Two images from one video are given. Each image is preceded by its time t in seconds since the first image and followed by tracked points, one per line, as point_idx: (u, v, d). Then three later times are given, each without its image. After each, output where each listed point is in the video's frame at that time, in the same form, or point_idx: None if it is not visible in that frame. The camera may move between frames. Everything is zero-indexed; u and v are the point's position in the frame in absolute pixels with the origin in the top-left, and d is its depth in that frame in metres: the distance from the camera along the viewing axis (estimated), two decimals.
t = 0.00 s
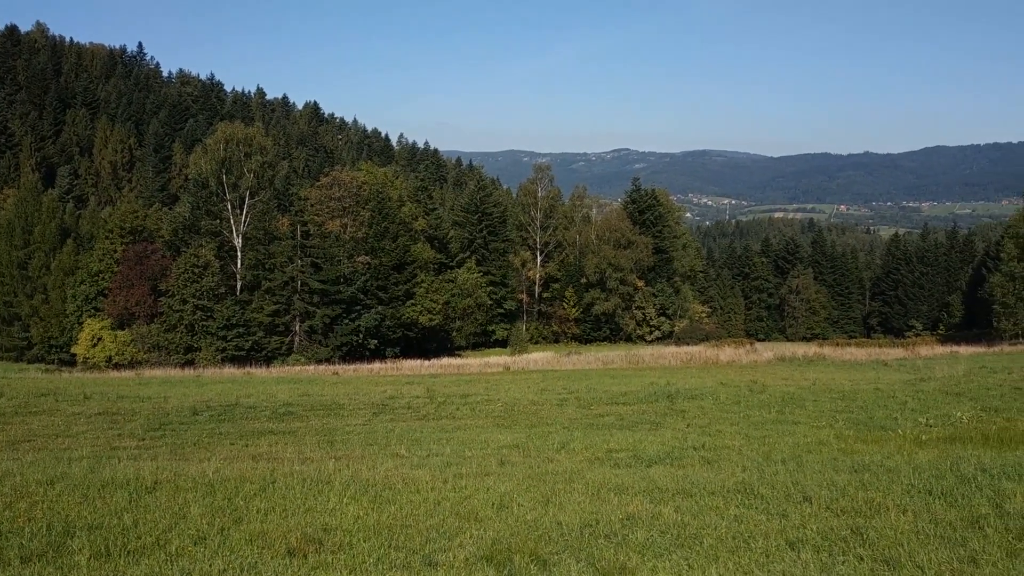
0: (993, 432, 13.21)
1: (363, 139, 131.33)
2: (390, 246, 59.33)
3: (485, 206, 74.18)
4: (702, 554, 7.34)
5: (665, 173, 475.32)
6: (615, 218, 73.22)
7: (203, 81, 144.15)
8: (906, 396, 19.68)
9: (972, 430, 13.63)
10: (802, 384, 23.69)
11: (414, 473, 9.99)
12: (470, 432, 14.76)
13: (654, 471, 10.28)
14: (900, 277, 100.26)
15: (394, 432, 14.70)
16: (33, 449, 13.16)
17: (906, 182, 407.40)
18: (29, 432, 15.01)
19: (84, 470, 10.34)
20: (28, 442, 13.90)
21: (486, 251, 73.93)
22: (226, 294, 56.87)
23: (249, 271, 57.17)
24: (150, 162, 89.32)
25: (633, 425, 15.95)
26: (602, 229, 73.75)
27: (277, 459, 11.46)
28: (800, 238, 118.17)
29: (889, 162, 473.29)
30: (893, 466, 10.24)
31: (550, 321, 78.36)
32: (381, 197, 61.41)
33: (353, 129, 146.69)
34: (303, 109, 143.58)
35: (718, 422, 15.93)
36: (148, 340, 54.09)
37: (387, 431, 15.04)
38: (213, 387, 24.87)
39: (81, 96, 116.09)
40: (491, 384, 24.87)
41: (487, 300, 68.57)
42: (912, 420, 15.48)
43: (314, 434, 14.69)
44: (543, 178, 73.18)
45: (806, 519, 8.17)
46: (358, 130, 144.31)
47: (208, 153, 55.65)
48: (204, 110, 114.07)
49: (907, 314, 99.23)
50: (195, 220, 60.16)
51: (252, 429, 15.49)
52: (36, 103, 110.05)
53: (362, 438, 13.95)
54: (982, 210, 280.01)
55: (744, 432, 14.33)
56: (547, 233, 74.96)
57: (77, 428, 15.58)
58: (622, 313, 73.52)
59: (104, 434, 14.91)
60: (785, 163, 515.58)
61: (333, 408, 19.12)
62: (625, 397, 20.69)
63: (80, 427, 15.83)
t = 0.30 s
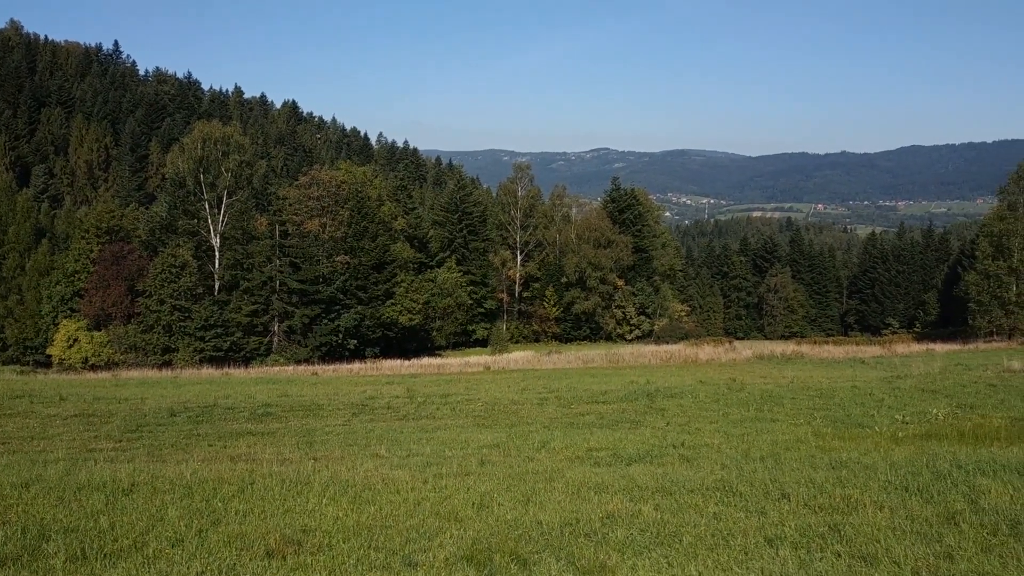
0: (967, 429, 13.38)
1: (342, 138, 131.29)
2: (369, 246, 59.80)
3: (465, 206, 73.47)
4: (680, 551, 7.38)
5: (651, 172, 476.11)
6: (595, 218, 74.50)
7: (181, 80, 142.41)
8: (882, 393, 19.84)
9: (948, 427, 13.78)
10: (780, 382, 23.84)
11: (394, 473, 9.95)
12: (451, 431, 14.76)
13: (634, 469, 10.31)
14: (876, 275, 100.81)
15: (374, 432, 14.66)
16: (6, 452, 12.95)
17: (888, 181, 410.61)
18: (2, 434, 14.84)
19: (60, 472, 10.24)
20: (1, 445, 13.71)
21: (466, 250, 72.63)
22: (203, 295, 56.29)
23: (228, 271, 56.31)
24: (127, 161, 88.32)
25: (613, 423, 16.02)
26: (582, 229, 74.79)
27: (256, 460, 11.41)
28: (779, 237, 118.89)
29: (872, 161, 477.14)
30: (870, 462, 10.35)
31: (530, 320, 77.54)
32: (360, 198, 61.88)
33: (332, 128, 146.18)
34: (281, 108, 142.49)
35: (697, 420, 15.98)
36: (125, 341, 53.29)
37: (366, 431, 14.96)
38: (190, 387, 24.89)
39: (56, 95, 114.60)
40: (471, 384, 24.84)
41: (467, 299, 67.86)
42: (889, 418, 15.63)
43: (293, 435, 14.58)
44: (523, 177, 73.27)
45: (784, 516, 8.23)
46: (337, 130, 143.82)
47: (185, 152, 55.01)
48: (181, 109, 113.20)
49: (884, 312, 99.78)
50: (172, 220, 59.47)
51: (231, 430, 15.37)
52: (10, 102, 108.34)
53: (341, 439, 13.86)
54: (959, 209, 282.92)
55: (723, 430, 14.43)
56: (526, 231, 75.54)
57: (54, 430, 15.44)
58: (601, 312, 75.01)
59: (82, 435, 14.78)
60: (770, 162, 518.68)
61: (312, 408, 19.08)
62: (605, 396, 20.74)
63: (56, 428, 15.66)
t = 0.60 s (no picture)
0: (943, 426, 13.55)
1: (321, 137, 131.12)
2: (349, 245, 59.02)
3: (446, 205, 73.83)
4: (661, 549, 7.40)
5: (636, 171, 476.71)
6: (575, 217, 74.64)
7: (159, 78, 140.55)
8: (859, 391, 20.00)
9: (924, 423, 13.95)
10: (760, 380, 24.04)
11: (373, 473, 9.92)
12: (431, 431, 14.74)
13: (614, 468, 10.34)
14: (853, 273, 101.39)
15: (354, 432, 14.61)
16: None
17: (871, 180, 413.94)
18: None
19: (35, 474, 10.14)
20: None
21: (446, 249, 73.70)
22: (181, 295, 55.39)
23: (206, 271, 55.32)
24: (103, 160, 87.27)
25: (594, 421, 16.06)
26: (562, 228, 74.83)
27: (235, 460, 11.34)
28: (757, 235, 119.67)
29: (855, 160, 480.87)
30: (847, 459, 10.43)
31: (511, 320, 77.42)
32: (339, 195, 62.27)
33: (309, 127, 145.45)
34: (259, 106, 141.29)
35: (677, 418, 16.07)
36: (101, 341, 52.74)
37: (347, 431, 14.90)
38: (166, 388, 24.73)
39: (31, 92, 112.83)
40: (451, 383, 24.82)
41: (447, 299, 69.17)
42: (866, 415, 15.78)
43: (271, 436, 14.51)
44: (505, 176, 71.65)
45: (763, 513, 8.27)
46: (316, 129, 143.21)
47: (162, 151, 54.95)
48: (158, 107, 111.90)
49: (861, 310, 100.49)
50: (149, 219, 59.26)
51: (209, 431, 15.25)
52: None
53: (320, 439, 13.77)
54: (936, 207, 285.76)
55: (702, 428, 14.50)
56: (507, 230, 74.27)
57: (29, 432, 15.24)
58: (582, 310, 74.77)
59: (57, 437, 14.64)
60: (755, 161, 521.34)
61: (291, 408, 19.00)
62: (586, 395, 20.78)
63: (32, 430, 15.50)
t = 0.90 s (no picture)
0: (919, 422, 13.70)
1: (300, 137, 130.67)
2: (328, 243, 60.29)
3: (426, 203, 73.96)
4: (642, 546, 7.42)
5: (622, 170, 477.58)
6: (556, 215, 74.29)
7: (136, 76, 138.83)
8: (838, 388, 20.15)
9: (901, 420, 14.09)
10: (740, 377, 24.21)
11: (353, 473, 9.88)
12: (413, 430, 14.74)
13: (595, 465, 10.36)
14: (832, 272, 102.01)
15: (334, 431, 14.53)
16: None
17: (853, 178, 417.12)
18: None
19: (11, 476, 10.05)
20: None
21: (426, 248, 73.34)
22: (159, 294, 54.98)
23: (184, 271, 55.20)
24: (80, 159, 86.07)
25: (575, 420, 16.08)
26: (542, 225, 74.16)
27: (214, 460, 11.26)
28: (737, 234, 120.25)
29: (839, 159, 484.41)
30: (825, 456, 10.51)
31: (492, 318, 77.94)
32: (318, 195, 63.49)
33: (288, 125, 144.56)
34: (237, 105, 139.97)
35: (658, 416, 16.12)
36: (79, 342, 51.71)
37: (328, 431, 14.86)
38: (142, 388, 24.51)
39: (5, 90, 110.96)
40: (433, 383, 24.77)
41: (428, 297, 68.27)
42: (844, 411, 15.92)
43: (251, 436, 14.42)
44: (484, 175, 72.61)
45: (742, 509, 8.32)
46: (295, 128, 142.51)
47: (139, 149, 55.00)
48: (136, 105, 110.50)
49: (840, 307, 101.21)
50: (127, 218, 60.82)
51: (188, 431, 15.12)
52: None
53: (301, 439, 13.70)
54: (914, 206, 288.55)
55: (683, 425, 14.55)
56: (487, 229, 74.67)
57: (3, 434, 15.01)
58: (564, 309, 74.39)
59: (31, 438, 14.44)
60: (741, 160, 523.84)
61: (271, 407, 18.93)
62: (567, 393, 20.82)
63: (5, 432, 15.29)
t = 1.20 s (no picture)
0: (898, 419, 13.83)
1: (281, 135, 130.09)
2: (309, 242, 60.80)
3: (408, 202, 74.10)
4: (624, 544, 7.44)
5: (610, 169, 477.92)
6: (538, 213, 75.09)
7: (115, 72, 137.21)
8: (818, 386, 20.29)
9: (879, 417, 14.23)
10: (721, 375, 24.33)
11: (335, 473, 9.84)
12: (395, 430, 14.72)
13: (577, 464, 10.39)
14: (812, 271, 102.62)
15: (317, 431, 14.50)
16: None
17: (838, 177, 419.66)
18: None
19: None
20: None
21: (409, 247, 73.47)
22: (139, 294, 53.77)
23: (164, 270, 54.49)
24: (59, 157, 84.98)
25: (557, 419, 16.10)
26: (525, 225, 75.12)
27: (195, 461, 11.20)
28: (719, 233, 120.84)
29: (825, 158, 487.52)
30: (805, 453, 10.60)
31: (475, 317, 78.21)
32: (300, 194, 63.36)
33: (270, 124, 143.77)
34: (217, 104, 138.98)
35: (640, 414, 16.18)
36: (58, 342, 50.60)
37: (310, 431, 14.82)
38: (121, 388, 24.26)
39: None
40: (415, 382, 24.73)
41: (411, 297, 68.49)
42: (825, 409, 16.05)
43: (232, 436, 14.34)
44: (466, 174, 72.77)
45: (723, 507, 8.36)
46: (277, 127, 141.77)
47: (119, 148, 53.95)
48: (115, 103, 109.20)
49: (821, 306, 101.63)
50: (106, 217, 57.85)
51: (169, 432, 15.03)
52: None
53: (282, 439, 13.64)
54: (896, 204, 290.79)
55: (665, 424, 14.60)
56: (470, 228, 74.73)
57: None
58: (546, 308, 74.66)
59: (9, 440, 14.33)
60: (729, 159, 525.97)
61: (252, 408, 18.82)
62: (549, 392, 20.84)
63: None
